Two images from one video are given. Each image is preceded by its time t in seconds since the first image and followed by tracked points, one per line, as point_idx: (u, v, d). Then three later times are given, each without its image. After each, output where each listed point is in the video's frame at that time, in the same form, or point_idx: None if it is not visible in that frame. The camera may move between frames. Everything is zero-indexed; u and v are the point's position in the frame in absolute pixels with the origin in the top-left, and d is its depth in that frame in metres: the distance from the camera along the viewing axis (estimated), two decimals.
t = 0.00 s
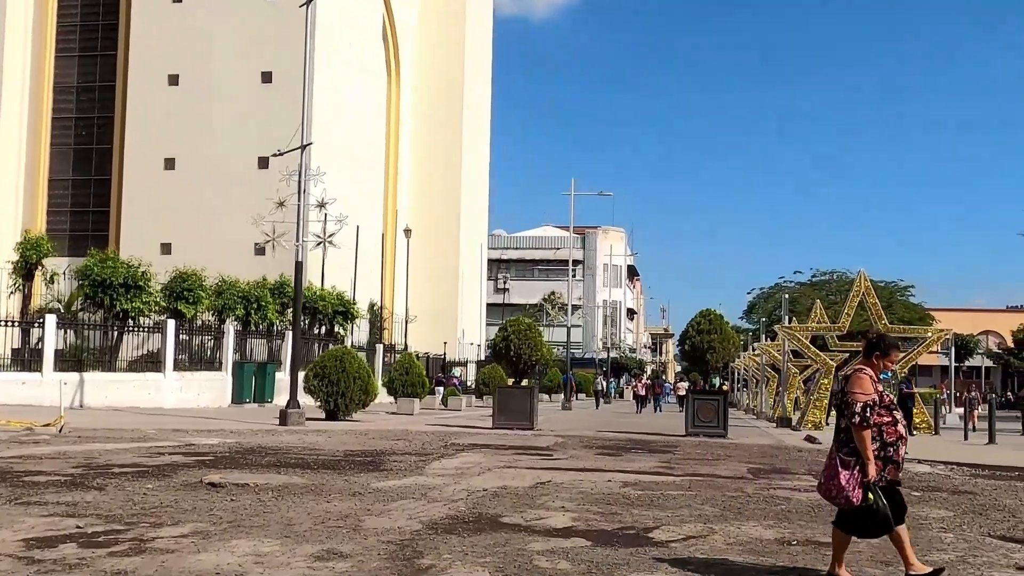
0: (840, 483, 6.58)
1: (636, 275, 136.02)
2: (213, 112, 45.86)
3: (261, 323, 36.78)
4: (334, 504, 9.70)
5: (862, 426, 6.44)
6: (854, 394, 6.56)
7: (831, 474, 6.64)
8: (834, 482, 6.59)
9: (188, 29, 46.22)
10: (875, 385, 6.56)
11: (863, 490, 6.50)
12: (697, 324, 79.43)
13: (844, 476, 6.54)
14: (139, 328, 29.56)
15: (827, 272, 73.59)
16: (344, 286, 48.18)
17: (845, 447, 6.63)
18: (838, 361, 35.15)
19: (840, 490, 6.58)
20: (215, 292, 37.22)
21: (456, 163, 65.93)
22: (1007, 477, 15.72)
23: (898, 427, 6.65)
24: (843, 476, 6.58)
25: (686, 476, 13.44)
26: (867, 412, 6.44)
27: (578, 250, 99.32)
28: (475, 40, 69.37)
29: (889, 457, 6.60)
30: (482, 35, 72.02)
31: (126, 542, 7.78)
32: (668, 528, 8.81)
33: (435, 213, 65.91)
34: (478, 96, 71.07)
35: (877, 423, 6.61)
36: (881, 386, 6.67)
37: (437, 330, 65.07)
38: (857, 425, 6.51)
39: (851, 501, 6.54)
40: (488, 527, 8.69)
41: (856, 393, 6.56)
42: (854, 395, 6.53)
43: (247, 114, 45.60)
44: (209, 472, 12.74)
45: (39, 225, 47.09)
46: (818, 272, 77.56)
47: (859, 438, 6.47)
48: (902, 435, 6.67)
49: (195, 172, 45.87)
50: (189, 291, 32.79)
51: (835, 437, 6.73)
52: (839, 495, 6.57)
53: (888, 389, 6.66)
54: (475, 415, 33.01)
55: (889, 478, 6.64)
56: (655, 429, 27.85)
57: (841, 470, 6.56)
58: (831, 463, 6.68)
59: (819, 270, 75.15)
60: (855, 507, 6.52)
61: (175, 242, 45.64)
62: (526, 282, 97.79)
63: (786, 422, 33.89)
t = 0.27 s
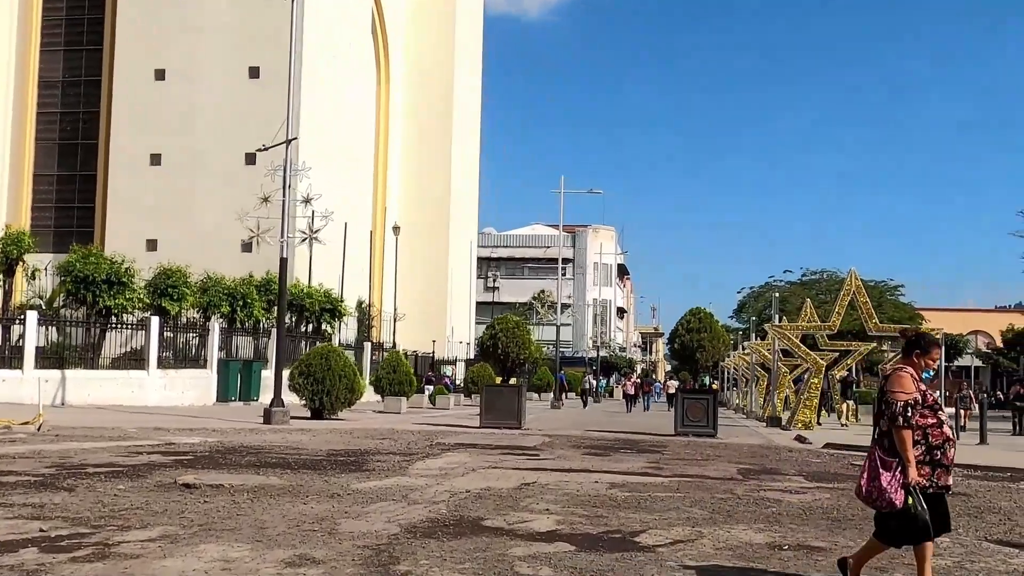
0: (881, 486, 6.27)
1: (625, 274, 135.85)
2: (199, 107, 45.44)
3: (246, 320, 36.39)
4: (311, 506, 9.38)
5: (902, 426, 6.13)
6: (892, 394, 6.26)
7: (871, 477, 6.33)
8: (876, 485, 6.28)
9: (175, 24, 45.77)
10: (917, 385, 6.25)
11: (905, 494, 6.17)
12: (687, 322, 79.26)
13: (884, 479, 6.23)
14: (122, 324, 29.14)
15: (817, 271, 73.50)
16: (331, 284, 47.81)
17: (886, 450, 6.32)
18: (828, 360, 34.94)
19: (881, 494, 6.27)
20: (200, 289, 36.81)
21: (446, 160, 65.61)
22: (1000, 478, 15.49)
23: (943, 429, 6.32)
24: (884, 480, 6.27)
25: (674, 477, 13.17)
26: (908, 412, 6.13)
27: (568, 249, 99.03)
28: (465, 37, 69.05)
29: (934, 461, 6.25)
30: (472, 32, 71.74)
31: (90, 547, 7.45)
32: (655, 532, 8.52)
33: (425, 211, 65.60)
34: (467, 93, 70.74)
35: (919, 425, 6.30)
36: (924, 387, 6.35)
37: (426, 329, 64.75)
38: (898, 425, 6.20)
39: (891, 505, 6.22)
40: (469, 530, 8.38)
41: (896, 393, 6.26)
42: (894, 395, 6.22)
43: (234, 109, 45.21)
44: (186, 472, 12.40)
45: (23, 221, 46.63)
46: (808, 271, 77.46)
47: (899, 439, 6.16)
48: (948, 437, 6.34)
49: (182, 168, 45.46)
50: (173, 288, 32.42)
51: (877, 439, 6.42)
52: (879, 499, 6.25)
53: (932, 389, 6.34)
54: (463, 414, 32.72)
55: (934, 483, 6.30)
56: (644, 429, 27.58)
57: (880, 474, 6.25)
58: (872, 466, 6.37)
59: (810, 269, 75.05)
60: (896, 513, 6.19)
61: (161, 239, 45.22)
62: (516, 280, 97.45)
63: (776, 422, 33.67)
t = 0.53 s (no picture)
0: (930, 495, 5.97)
1: (614, 269, 135.61)
2: (184, 101, 44.90)
3: (230, 316, 35.95)
4: (285, 510, 9.02)
5: (949, 428, 5.79)
6: (943, 393, 5.90)
7: (920, 485, 6.04)
8: (926, 493, 5.97)
9: (158, 17, 45.21)
10: (968, 390, 5.90)
11: (956, 502, 5.84)
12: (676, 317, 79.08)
13: (933, 486, 5.93)
14: (103, 321, 28.67)
15: (806, 265, 73.36)
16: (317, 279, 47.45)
17: (935, 454, 6.00)
18: (817, 355, 34.68)
19: (928, 503, 5.97)
20: (184, 285, 36.33)
21: (433, 154, 65.21)
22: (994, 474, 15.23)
23: (997, 432, 5.95)
24: (933, 489, 5.96)
25: (663, 475, 12.87)
26: (957, 415, 5.78)
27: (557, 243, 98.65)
28: (451, 31, 68.63)
29: (989, 466, 5.89)
30: (459, 25, 71.25)
31: (47, 556, 7.07)
32: (641, 534, 8.21)
33: (413, 205, 65.21)
34: (454, 88, 70.26)
35: (971, 427, 5.94)
36: (978, 389, 5.99)
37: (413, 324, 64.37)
38: (946, 428, 5.85)
39: (939, 513, 5.91)
40: (448, 534, 8.04)
41: (946, 394, 5.92)
42: (943, 396, 5.89)
43: (219, 103, 44.67)
44: (158, 472, 12.01)
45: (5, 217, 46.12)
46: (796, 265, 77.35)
47: (949, 444, 5.81)
48: (1004, 440, 5.97)
49: (166, 163, 44.98)
50: (156, 284, 32.07)
51: (925, 443, 6.11)
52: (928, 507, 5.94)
53: (986, 391, 5.98)
54: (449, 410, 32.40)
55: (990, 489, 5.92)
56: (632, 424, 27.28)
57: (928, 481, 5.96)
58: (922, 472, 6.08)
59: (799, 263, 74.92)
60: (945, 521, 5.87)
61: (145, 234, 44.76)
62: (504, 275, 97.03)
63: (766, 418, 33.41)
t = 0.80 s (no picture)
0: (995, 501, 5.60)
1: (608, 266, 135.38)
2: (174, 96, 44.47)
3: (220, 314, 35.57)
4: (269, 509, 8.71)
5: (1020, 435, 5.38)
6: (1013, 393, 5.49)
7: (984, 489, 5.66)
8: (991, 500, 5.60)
9: (148, 11, 44.79)
10: None
11: None
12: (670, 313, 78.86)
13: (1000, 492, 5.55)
14: (92, 318, 28.35)
15: (800, 262, 73.19)
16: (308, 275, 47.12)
17: (1001, 457, 5.60)
18: (812, 351, 34.44)
19: (994, 511, 5.60)
20: (173, 282, 35.94)
21: (427, 151, 64.88)
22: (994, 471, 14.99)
23: None
24: (1001, 494, 5.58)
25: (658, 473, 12.60)
26: None
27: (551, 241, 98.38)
28: (444, 26, 68.23)
29: None
30: (452, 21, 70.87)
31: (17, 559, 6.76)
32: (637, 534, 7.93)
33: (406, 202, 64.89)
34: (448, 84, 69.89)
35: None
36: None
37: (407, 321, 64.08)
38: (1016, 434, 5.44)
39: (1006, 523, 5.55)
40: (436, 535, 7.73)
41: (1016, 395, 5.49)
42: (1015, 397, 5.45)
43: (209, 97, 44.24)
44: (140, 471, 11.70)
45: None
46: (791, 262, 77.16)
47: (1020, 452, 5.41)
48: None
49: (155, 158, 44.56)
50: (145, 281, 31.76)
51: (991, 444, 5.70)
52: (993, 515, 5.58)
53: None
54: (442, 407, 32.12)
55: None
56: (626, 421, 27.01)
57: (994, 487, 5.57)
58: (985, 475, 5.69)
59: (793, 260, 74.74)
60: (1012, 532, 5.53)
61: (135, 230, 44.36)
62: (498, 273, 96.76)
63: (761, 414, 33.17)
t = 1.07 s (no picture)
0: None
1: (603, 262, 135.08)
2: (163, 92, 43.98)
3: (210, 312, 35.18)
4: (251, 517, 8.38)
5: None
6: None
7: None
8: None
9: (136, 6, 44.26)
10: None
11: None
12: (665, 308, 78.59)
13: None
14: (80, 317, 28.02)
15: (795, 257, 72.95)
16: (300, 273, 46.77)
17: None
18: (809, 346, 34.17)
19: None
20: (163, 280, 35.54)
21: (419, 146, 64.53)
22: (997, 470, 14.71)
23: None
24: None
25: (654, 475, 12.29)
26: None
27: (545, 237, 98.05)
28: (436, 21, 67.85)
29: None
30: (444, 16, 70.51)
31: None
32: (633, 543, 7.62)
33: (399, 198, 64.54)
34: (440, 79, 69.49)
35: None
36: None
37: (401, 318, 63.80)
38: None
39: None
40: (424, 546, 7.40)
41: None
42: None
43: (198, 93, 43.76)
44: (122, 475, 11.37)
45: None
46: (786, 257, 76.90)
47: None
48: None
49: (144, 156, 44.07)
50: (134, 279, 31.44)
51: None
52: None
53: None
54: (435, 405, 31.79)
55: None
56: (622, 418, 26.71)
57: None
58: None
59: (788, 255, 74.50)
60: None
61: (124, 229, 43.91)
62: (492, 269, 96.41)
63: (757, 411, 32.90)
